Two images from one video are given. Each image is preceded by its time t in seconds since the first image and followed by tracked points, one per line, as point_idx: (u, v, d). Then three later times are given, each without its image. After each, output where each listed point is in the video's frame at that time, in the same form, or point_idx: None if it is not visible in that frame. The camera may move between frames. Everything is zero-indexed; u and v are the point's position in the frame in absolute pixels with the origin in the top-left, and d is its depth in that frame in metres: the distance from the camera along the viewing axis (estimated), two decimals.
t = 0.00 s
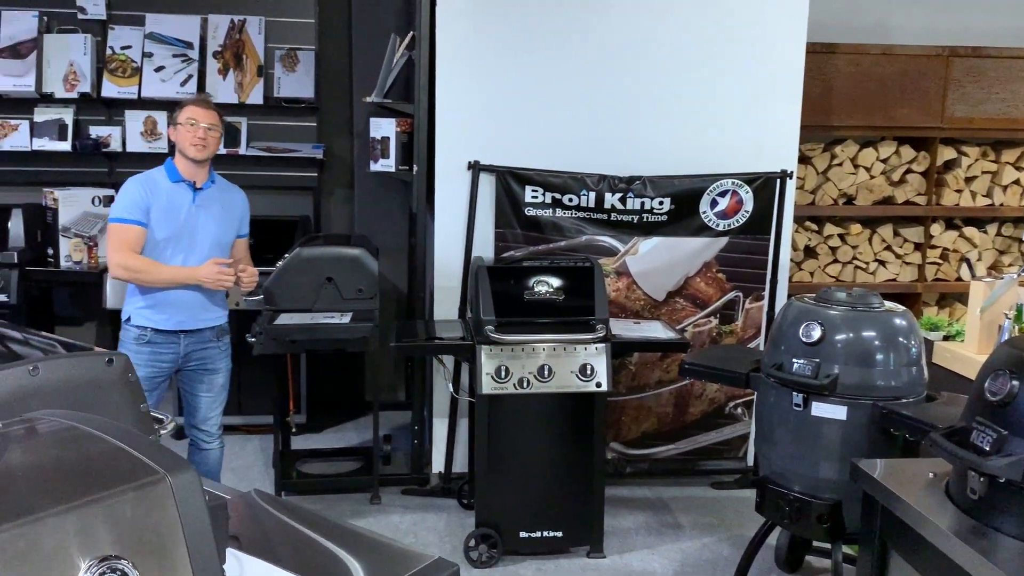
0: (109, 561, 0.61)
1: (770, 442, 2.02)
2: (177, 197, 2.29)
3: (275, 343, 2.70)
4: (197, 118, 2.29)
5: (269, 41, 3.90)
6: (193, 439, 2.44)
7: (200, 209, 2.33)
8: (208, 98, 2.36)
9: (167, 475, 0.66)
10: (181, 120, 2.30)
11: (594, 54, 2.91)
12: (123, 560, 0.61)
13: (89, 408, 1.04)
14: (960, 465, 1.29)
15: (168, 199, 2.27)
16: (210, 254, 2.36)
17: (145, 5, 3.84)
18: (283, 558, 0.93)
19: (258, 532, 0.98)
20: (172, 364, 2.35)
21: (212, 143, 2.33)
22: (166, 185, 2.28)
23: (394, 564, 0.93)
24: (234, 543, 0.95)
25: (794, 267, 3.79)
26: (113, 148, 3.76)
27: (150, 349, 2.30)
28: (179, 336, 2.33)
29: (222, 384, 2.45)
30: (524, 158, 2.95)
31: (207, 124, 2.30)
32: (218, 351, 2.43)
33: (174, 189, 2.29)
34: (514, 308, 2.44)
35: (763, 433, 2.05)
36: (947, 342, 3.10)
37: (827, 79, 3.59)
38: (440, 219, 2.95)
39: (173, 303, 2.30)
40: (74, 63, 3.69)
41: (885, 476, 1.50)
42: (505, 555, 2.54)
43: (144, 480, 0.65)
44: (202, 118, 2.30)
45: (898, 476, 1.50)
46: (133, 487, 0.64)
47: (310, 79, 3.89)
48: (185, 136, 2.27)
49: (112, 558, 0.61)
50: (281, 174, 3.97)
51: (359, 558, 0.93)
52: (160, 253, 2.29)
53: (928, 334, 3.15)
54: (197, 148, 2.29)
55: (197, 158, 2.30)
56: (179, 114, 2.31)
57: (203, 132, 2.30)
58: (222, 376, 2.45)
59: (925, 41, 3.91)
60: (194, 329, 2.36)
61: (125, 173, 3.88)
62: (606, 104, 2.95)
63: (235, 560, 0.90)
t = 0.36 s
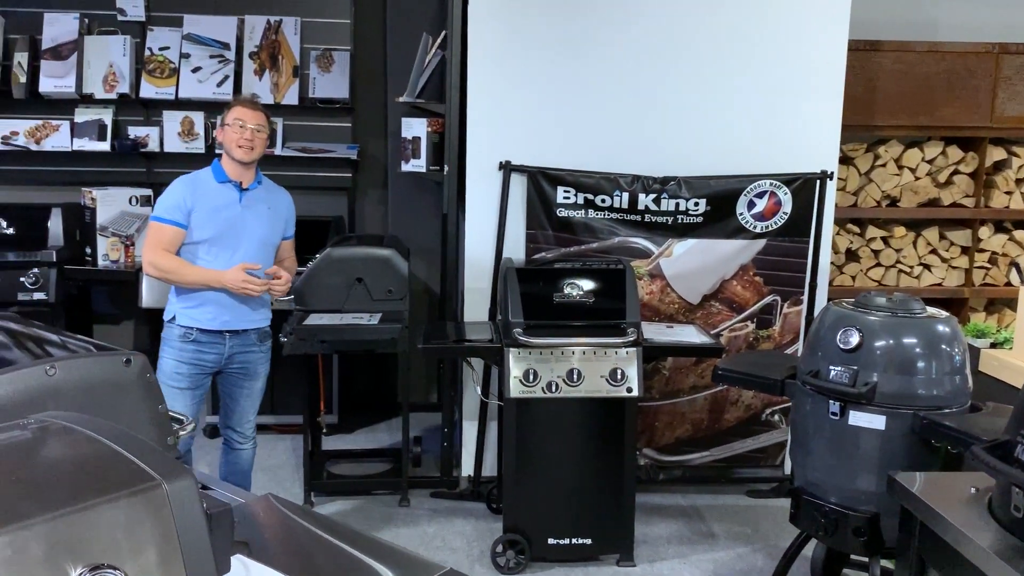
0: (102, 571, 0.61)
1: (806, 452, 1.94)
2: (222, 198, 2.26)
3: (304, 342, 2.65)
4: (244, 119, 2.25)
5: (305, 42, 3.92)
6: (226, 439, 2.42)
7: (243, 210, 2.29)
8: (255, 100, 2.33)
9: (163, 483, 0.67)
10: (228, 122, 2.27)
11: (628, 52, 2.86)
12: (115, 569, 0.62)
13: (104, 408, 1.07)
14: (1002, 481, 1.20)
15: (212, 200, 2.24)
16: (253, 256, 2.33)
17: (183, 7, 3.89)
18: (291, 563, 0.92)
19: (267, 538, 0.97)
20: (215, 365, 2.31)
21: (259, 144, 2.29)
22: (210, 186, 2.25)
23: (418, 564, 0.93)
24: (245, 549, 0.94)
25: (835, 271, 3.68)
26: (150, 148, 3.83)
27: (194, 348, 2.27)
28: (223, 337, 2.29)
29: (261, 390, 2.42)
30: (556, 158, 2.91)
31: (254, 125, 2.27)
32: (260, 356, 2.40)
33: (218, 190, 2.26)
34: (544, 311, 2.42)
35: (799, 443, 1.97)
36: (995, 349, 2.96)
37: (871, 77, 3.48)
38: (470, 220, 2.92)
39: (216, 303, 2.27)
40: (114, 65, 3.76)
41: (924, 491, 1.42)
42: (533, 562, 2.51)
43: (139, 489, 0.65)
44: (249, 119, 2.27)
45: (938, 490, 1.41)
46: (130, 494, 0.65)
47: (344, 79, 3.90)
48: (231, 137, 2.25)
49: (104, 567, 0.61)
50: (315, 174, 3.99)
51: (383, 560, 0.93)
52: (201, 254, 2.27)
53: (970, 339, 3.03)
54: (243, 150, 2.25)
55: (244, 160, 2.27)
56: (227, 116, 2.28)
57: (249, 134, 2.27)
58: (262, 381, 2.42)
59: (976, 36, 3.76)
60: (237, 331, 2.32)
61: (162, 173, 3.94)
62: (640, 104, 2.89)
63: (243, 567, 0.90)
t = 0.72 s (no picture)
0: None
1: (827, 463, 1.87)
2: (237, 201, 2.23)
3: (317, 346, 2.61)
4: (265, 127, 2.22)
5: (322, 43, 3.91)
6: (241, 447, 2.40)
7: (257, 215, 2.25)
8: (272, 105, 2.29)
9: (137, 504, 0.69)
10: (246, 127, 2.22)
11: (646, 53, 2.80)
12: None
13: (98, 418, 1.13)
14: None
15: (226, 204, 2.21)
16: (272, 257, 2.30)
17: (202, 9, 3.90)
18: None
19: (259, 554, 0.94)
20: (232, 371, 2.29)
21: (278, 151, 2.26)
22: (223, 191, 2.21)
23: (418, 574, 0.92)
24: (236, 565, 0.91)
25: (859, 276, 3.59)
26: (168, 150, 3.86)
27: (211, 354, 2.25)
28: (241, 342, 2.27)
29: (278, 397, 2.40)
30: (572, 161, 2.86)
31: (275, 133, 2.24)
32: (277, 363, 2.37)
33: (232, 195, 2.23)
34: (557, 317, 2.38)
35: (819, 453, 1.90)
36: None
37: (897, 77, 3.39)
38: (484, 223, 2.88)
39: (235, 308, 2.24)
40: (132, 67, 3.77)
41: (947, 509, 1.30)
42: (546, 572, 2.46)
43: (114, 510, 0.68)
44: (269, 126, 2.24)
45: (961, 508, 1.31)
46: (106, 516, 0.67)
47: (362, 81, 3.87)
48: (252, 145, 2.20)
49: None
50: (331, 176, 3.98)
51: None
52: (219, 259, 2.25)
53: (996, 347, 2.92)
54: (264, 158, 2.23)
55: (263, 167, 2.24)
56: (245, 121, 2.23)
57: (270, 141, 2.24)
58: (278, 388, 2.40)
59: (1007, 35, 3.65)
60: (257, 336, 2.30)
61: (180, 175, 3.95)
62: (657, 106, 2.83)
63: None
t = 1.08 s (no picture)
0: None
1: (832, 470, 1.82)
2: (224, 207, 2.20)
3: (318, 348, 2.58)
4: (252, 128, 2.20)
5: (326, 43, 3.88)
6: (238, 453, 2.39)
7: (245, 219, 2.23)
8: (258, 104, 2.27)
9: (93, 517, 0.67)
10: (231, 128, 2.19)
11: (650, 51, 2.76)
12: None
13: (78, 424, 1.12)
14: None
15: (212, 210, 2.18)
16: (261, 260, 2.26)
17: (207, 9, 3.89)
18: None
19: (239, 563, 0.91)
20: (230, 379, 2.27)
21: (263, 153, 2.25)
22: (209, 197, 2.18)
23: None
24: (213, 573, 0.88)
25: (869, 278, 3.52)
26: (173, 151, 3.85)
27: (210, 363, 2.22)
28: (239, 350, 2.25)
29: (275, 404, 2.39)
30: (576, 161, 2.82)
31: (261, 134, 2.22)
32: (274, 370, 2.36)
33: (219, 201, 2.20)
34: (558, 319, 2.34)
35: (825, 460, 1.85)
36: None
37: (908, 76, 3.33)
38: (486, 225, 2.84)
39: (230, 315, 2.21)
40: (136, 67, 3.76)
41: (952, 520, 1.25)
42: None
43: (68, 525, 0.66)
44: (254, 127, 2.21)
45: (968, 519, 1.25)
46: (59, 531, 0.65)
47: (367, 80, 3.83)
48: (238, 147, 2.18)
49: None
50: (335, 177, 3.95)
51: None
52: (209, 266, 2.20)
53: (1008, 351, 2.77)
54: (251, 160, 2.21)
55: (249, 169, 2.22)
56: (229, 121, 2.20)
57: (256, 143, 2.21)
58: (276, 395, 2.39)
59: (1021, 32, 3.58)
60: (253, 343, 2.27)
61: (184, 175, 3.94)
62: (662, 105, 2.79)
63: None
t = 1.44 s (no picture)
0: None
1: (825, 477, 1.78)
2: (186, 214, 2.10)
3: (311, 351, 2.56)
4: (205, 129, 2.08)
5: (325, 43, 3.85)
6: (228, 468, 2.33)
7: (209, 223, 2.13)
8: (210, 101, 2.15)
9: (26, 532, 0.69)
10: (182, 129, 2.08)
11: (646, 51, 2.72)
12: None
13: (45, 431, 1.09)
14: None
15: (173, 218, 2.08)
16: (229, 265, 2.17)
17: (205, 9, 3.87)
18: None
19: None
20: (216, 394, 2.20)
21: (219, 154, 2.14)
22: (168, 204, 2.08)
23: None
24: None
25: (871, 280, 3.47)
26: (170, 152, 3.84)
27: (193, 380, 2.14)
28: (221, 362, 2.17)
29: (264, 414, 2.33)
30: (571, 162, 2.79)
31: (215, 135, 2.11)
32: (259, 379, 2.30)
33: (180, 206, 2.10)
34: (550, 321, 2.31)
35: (818, 467, 1.82)
36: None
37: (910, 76, 3.29)
38: (480, 226, 2.82)
39: (206, 325, 2.13)
40: (134, 67, 3.75)
41: (943, 531, 1.22)
42: None
43: None
44: (208, 128, 2.10)
45: (960, 531, 1.21)
46: None
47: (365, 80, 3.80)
48: (192, 150, 2.07)
49: None
50: (332, 177, 3.91)
51: None
52: (175, 277, 2.11)
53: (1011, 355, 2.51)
54: (206, 163, 2.10)
55: (206, 172, 2.11)
56: (181, 122, 2.08)
57: (211, 145, 2.10)
58: (263, 405, 2.33)
59: None
60: (233, 353, 2.20)
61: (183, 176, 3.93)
62: (658, 105, 2.75)
63: None
